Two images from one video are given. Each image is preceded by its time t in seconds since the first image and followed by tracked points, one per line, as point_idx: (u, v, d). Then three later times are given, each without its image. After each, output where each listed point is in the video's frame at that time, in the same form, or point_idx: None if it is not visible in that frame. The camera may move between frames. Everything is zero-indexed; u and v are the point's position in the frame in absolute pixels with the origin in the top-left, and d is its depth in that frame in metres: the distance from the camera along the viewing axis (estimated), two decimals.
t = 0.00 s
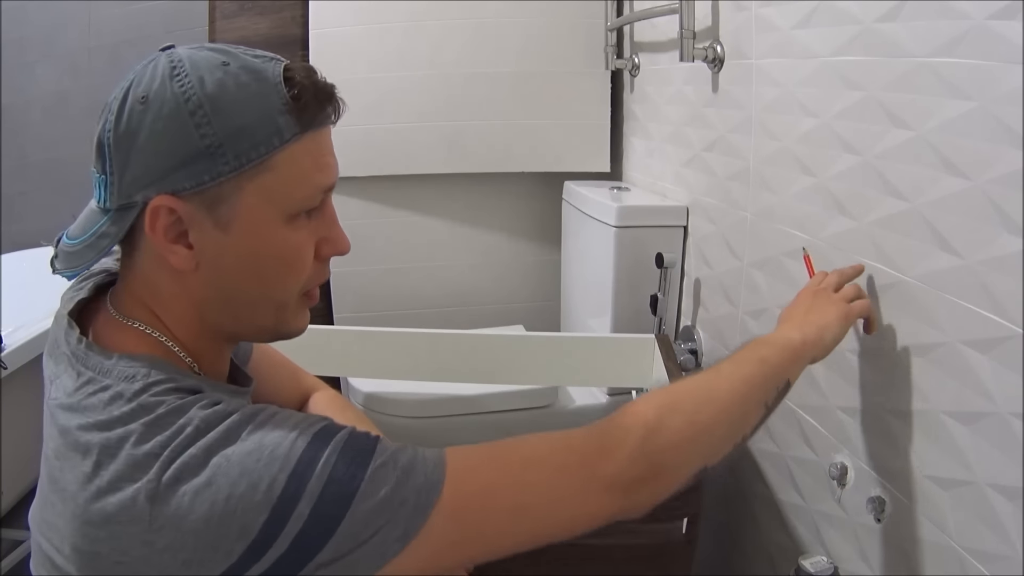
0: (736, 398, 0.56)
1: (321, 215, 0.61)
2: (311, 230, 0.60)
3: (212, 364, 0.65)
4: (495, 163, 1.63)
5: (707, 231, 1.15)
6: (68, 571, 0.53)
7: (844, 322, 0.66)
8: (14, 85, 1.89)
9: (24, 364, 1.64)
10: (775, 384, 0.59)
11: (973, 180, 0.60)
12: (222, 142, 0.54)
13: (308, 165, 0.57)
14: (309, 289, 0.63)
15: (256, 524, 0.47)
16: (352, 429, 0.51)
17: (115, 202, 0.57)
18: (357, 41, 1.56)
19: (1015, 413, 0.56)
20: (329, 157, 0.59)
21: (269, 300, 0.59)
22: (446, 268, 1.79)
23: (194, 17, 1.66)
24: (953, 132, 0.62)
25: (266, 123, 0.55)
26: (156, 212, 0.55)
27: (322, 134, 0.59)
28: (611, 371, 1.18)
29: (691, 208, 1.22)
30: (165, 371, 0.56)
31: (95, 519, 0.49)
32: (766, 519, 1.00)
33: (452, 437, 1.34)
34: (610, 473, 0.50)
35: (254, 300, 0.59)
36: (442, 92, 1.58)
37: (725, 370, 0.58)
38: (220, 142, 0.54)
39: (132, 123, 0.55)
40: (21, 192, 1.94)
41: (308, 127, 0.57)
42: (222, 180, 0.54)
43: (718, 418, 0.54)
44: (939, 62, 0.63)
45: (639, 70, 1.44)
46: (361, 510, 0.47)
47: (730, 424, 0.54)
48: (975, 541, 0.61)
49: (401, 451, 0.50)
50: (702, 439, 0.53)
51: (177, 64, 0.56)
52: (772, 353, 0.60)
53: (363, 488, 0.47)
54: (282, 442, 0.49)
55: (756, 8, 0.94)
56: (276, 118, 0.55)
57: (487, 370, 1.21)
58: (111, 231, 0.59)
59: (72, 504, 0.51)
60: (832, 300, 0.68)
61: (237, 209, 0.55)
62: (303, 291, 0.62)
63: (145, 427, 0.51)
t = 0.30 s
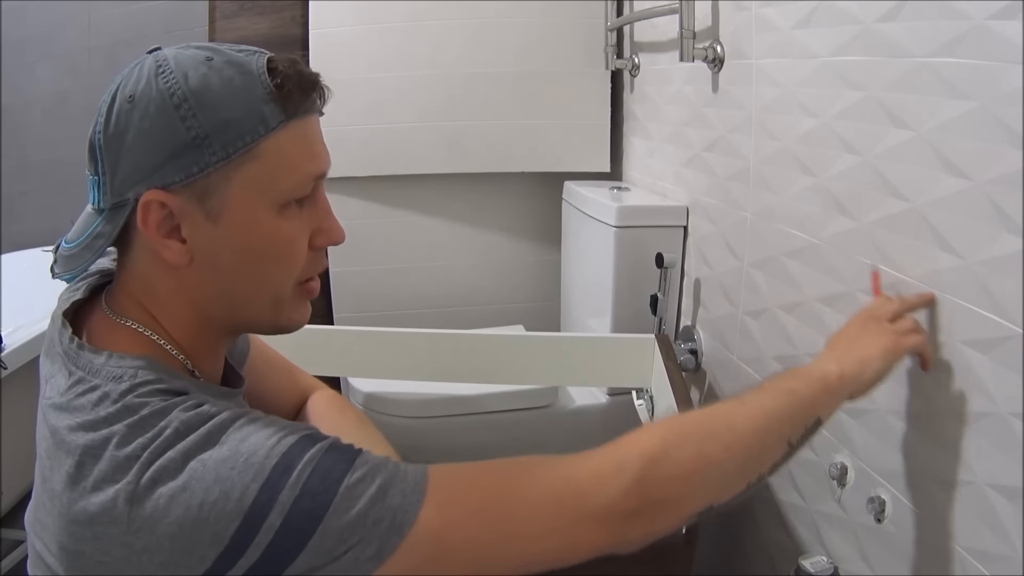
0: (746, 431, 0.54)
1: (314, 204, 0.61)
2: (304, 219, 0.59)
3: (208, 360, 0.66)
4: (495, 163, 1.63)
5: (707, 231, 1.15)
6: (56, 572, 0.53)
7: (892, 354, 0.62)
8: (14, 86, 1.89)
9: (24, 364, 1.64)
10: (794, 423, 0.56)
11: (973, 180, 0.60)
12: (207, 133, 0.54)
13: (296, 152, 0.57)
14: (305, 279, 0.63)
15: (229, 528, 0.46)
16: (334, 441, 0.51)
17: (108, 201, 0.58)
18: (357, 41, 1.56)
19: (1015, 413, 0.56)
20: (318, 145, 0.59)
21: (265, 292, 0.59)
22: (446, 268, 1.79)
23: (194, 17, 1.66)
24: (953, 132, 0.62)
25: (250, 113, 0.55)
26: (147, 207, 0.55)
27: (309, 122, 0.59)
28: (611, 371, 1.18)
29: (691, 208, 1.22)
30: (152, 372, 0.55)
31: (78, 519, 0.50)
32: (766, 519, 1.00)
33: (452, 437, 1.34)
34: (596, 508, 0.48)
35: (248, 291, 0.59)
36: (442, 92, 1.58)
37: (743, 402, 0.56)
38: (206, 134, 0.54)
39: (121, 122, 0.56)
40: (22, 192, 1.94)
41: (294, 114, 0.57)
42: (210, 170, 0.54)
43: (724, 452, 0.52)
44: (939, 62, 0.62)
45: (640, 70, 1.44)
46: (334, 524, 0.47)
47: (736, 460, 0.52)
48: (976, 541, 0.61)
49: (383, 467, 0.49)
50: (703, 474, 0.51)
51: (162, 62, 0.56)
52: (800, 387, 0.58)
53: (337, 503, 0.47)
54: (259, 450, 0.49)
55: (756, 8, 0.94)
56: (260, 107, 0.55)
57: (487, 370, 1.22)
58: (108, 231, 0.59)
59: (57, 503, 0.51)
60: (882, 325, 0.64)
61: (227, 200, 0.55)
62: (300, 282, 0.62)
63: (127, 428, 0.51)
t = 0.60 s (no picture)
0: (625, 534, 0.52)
1: (269, 184, 0.60)
2: (258, 198, 0.58)
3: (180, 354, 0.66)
4: (496, 163, 1.63)
5: (707, 231, 1.15)
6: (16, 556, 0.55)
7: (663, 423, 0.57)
8: (14, 85, 1.89)
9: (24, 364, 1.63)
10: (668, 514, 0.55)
11: (973, 180, 0.60)
12: (152, 120, 0.54)
13: (243, 130, 0.56)
14: (268, 260, 0.62)
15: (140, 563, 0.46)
16: (267, 521, 0.48)
17: (70, 197, 0.58)
18: (357, 41, 1.56)
19: (1015, 413, 0.56)
20: (268, 123, 0.58)
21: (225, 275, 0.59)
22: (446, 268, 1.79)
23: (194, 17, 1.66)
24: (953, 132, 0.62)
25: (192, 96, 0.54)
26: (103, 197, 0.55)
27: (256, 102, 0.58)
28: (611, 371, 1.18)
29: (691, 208, 1.22)
30: (110, 367, 0.56)
31: (28, 508, 0.51)
32: (766, 519, 1.00)
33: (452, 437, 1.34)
34: None
35: (207, 275, 0.58)
36: (442, 92, 1.58)
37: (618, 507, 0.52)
38: (151, 120, 0.54)
39: (75, 121, 0.56)
40: (21, 192, 1.94)
41: (237, 94, 0.56)
42: (158, 156, 0.54)
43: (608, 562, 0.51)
44: (939, 62, 0.62)
45: (640, 70, 1.44)
46: None
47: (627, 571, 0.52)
48: (975, 541, 0.61)
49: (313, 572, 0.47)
50: None
51: (112, 60, 0.56)
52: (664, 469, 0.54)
53: None
54: (189, 492, 0.47)
55: (756, 8, 0.94)
56: (202, 89, 0.54)
57: (488, 370, 1.22)
58: (74, 226, 0.59)
59: (14, 490, 0.53)
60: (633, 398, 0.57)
61: (177, 183, 0.55)
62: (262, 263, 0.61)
63: (72, 425, 0.51)
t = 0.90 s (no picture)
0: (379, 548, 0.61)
1: (213, 180, 0.60)
2: (202, 194, 0.59)
3: (146, 356, 0.65)
4: (495, 163, 1.63)
5: (707, 231, 1.15)
6: None
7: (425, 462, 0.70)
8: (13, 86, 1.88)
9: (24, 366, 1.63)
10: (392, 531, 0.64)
11: (972, 180, 0.60)
12: (91, 121, 0.55)
13: (181, 127, 0.57)
14: (218, 256, 0.62)
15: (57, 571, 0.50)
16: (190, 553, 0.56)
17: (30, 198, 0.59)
18: (357, 40, 1.56)
19: (1015, 413, 0.56)
20: (209, 119, 0.59)
21: (174, 272, 0.59)
22: (446, 268, 1.79)
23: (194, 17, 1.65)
24: (953, 132, 0.61)
25: (127, 96, 0.55)
26: (53, 199, 0.56)
27: (195, 98, 0.59)
28: (609, 372, 1.18)
29: (691, 208, 1.22)
30: (64, 365, 0.58)
31: None
32: (766, 519, 1.00)
33: (452, 438, 1.35)
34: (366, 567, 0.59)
35: (156, 272, 0.58)
36: (442, 91, 1.58)
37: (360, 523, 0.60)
38: (90, 121, 0.55)
39: (30, 128, 0.58)
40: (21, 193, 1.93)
41: (173, 90, 0.57)
42: (98, 156, 0.55)
43: None
44: (939, 62, 0.62)
45: (640, 70, 1.44)
46: None
47: None
48: (975, 541, 0.61)
49: None
50: None
51: (62, 68, 0.58)
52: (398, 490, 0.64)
53: None
54: (123, 518, 0.52)
55: (756, 8, 0.94)
56: (137, 88, 0.55)
57: (487, 370, 1.22)
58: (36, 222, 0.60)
59: None
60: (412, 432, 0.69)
61: (120, 181, 0.56)
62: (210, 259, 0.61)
63: (19, 418, 0.54)
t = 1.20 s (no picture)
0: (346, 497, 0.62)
1: (189, 175, 0.60)
2: (178, 189, 0.59)
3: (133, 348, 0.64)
4: (495, 163, 1.63)
5: (707, 231, 1.15)
6: None
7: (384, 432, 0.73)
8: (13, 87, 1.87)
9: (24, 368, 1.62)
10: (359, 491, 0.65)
11: (973, 180, 0.60)
12: (69, 119, 0.55)
13: (156, 123, 0.57)
14: (198, 249, 0.62)
15: (36, 536, 0.50)
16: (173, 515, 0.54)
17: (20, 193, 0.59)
18: (356, 40, 1.56)
19: (1015, 413, 0.56)
20: (183, 116, 0.59)
21: (153, 265, 0.59)
22: (446, 268, 1.79)
23: (194, 18, 1.65)
24: (953, 131, 0.61)
25: (102, 94, 0.55)
26: (36, 194, 0.56)
27: (170, 96, 0.59)
28: (607, 372, 1.18)
29: (691, 208, 1.22)
30: (46, 347, 0.57)
31: None
32: (766, 519, 1.00)
33: (453, 438, 1.35)
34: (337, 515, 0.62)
35: (135, 266, 0.58)
36: (442, 91, 1.58)
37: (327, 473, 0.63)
38: (68, 119, 0.55)
39: (18, 130, 0.59)
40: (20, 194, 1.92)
41: (147, 88, 0.57)
42: (77, 152, 0.55)
43: (336, 525, 0.60)
44: (939, 62, 0.62)
45: (640, 70, 1.44)
46: None
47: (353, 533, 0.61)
48: (974, 540, 0.61)
49: None
50: (319, 546, 0.59)
51: (48, 72, 0.59)
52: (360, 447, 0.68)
53: None
54: (99, 481, 0.51)
55: (756, 8, 0.94)
56: (111, 87, 0.55)
57: (487, 370, 1.21)
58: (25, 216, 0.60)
59: None
60: (370, 401, 0.74)
61: (98, 177, 0.56)
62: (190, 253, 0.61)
63: None
